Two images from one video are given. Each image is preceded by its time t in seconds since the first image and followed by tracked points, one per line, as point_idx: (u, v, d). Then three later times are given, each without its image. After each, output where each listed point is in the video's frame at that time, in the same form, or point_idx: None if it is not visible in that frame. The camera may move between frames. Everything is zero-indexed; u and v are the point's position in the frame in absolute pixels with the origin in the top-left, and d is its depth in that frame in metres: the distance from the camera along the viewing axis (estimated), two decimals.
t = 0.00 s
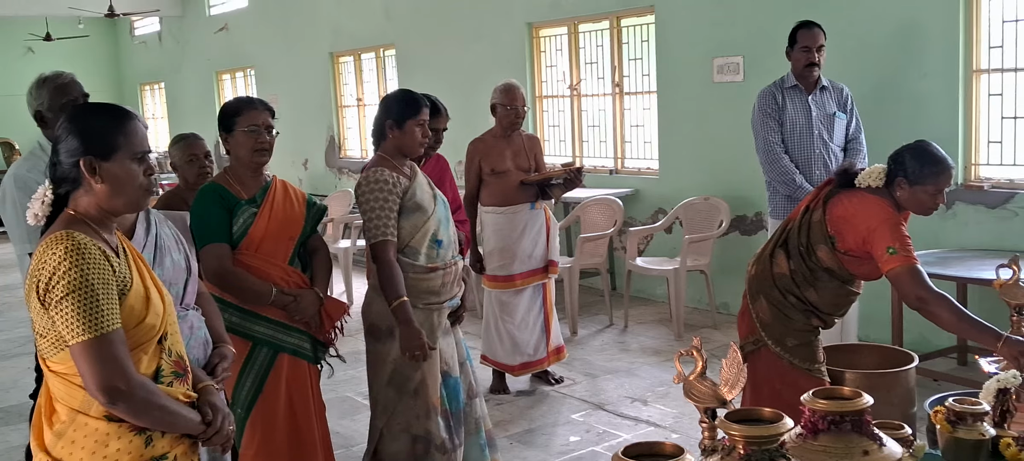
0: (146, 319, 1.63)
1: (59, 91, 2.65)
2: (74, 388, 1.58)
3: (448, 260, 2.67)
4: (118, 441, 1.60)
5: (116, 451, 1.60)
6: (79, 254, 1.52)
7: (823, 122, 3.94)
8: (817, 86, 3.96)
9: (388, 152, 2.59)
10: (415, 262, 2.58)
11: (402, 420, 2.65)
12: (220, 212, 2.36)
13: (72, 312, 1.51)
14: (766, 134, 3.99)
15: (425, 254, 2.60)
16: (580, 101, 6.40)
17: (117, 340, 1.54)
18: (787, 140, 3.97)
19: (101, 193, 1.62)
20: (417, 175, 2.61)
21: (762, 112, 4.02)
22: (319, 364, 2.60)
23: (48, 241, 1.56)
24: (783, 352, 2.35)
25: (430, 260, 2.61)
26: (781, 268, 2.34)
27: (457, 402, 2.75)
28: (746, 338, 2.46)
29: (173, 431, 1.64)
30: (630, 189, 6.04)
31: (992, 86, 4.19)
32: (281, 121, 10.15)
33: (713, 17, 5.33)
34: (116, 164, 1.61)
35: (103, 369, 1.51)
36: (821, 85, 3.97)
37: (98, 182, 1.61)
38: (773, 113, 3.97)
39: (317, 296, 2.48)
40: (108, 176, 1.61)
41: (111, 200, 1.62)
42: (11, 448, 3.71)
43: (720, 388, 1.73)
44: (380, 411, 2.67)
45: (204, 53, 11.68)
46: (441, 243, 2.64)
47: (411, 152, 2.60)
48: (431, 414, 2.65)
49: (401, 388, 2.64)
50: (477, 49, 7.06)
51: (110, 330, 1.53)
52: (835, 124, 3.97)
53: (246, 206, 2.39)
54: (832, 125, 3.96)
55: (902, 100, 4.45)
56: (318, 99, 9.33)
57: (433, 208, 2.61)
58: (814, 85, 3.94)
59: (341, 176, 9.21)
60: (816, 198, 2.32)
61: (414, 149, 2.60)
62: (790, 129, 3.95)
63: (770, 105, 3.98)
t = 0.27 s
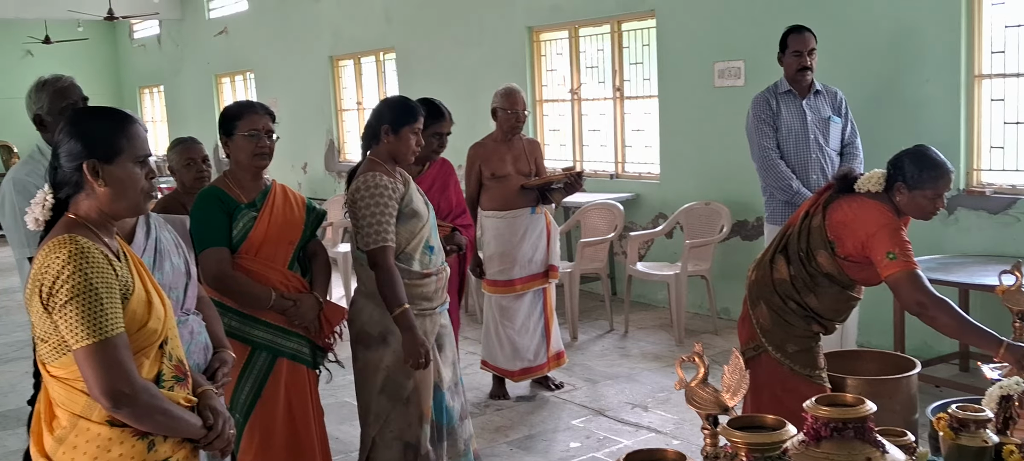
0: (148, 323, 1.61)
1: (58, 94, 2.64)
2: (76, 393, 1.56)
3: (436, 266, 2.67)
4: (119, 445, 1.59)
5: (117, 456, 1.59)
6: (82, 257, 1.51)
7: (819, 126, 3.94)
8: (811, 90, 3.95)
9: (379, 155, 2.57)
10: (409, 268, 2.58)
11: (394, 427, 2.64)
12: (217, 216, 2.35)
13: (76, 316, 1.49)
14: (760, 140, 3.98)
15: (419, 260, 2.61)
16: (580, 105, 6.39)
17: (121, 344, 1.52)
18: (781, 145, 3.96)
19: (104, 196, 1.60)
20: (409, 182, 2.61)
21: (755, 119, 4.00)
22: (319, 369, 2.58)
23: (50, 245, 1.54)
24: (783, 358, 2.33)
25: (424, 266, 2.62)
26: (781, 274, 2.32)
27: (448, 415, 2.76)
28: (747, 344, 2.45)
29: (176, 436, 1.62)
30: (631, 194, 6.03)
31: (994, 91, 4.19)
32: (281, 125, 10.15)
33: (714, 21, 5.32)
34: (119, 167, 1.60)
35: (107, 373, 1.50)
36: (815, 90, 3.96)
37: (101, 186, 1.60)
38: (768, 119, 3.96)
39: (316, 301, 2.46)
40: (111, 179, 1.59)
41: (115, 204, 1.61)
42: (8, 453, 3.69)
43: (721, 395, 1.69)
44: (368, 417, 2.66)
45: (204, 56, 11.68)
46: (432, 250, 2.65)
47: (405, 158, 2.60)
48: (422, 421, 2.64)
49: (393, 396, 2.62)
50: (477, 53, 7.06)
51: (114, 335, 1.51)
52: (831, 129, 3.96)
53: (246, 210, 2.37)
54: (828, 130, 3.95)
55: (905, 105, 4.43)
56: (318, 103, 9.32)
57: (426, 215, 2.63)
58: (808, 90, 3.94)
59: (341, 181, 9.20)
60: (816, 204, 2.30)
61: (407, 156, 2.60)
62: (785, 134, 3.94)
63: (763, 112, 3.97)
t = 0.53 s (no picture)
0: (151, 325, 1.61)
1: (59, 96, 2.63)
2: (78, 396, 1.56)
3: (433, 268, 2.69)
4: (122, 448, 1.58)
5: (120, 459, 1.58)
6: (85, 260, 1.50)
7: (814, 130, 3.93)
8: (805, 94, 3.95)
9: (380, 157, 2.55)
10: (412, 270, 2.59)
11: (398, 432, 2.66)
12: (218, 219, 2.34)
13: (79, 319, 1.48)
14: (755, 144, 3.98)
15: (420, 263, 2.63)
16: (581, 109, 6.39)
17: (124, 346, 1.52)
18: (777, 149, 3.96)
19: (106, 198, 1.60)
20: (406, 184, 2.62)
21: (750, 125, 4.00)
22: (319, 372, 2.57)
23: (53, 247, 1.54)
24: (785, 363, 2.32)
25: (427, 269, 2.64)
26: (783, 279, 2.32)
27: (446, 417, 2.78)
28: (748, 349, 2.43)
29: (179, 439, 1.62)
30: (632, 198, 6.03)
31: (996, 96, 4.18)
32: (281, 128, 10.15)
33: (715, 26, 5.32)
34: (121, 169, 1.59)
35: (111, 376, 1.49)
36: (810, 93, 3.96)
37: (104, 188, 1.59)
38: (764, 123, 3.96)
39: (317, 304, 2.46)
40: (113, 181, 1.59)
41: (117, 205, 1.61)
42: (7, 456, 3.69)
43: (724, 400, 1.68)
44: (372, 420, 2.67)
45: (204, 59, 11.68)
46: (429, 251, 2.68)
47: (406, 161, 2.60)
48: (430, 424, 2.67)
49: (399, 401, 2.64)
50: (478, 57, 7.06)
51: (117, 337, 1.51)
52: (827, 132, 3.95)
53: (246, 213, 2.36)
54: (823, 133, 3.94)
55: (906, 110, 4.43)
56: (319, 106, 9.32)
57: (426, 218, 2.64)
58: (803, 93, 3.94)
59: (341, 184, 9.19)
60: (818, 209, 2.29)
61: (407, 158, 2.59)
62: (781, 137, 3.94)
63: (757, 117, 3.97)
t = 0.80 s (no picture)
0: (155, 324, 1.61)
1: (56, 96, 2.62)
2: (81, 395, 1.55)
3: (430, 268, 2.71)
4: (125, 447, 1.58)
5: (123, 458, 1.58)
6: (89, 259, 1.50)
7: (810, 134, 3.93)
8: (801, 98, 3.96)
9: (382, 158, 2.56)
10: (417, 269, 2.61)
11: (405, 434, 2.66)
12: (219, 221, 2.34)
13: (83, 319, 1.48)
14: (751, 149, 3.98)
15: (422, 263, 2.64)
16: (582, 112, 6.40)
17: (128, 345, 1.52)
18: (773, 153, 3.95)
19: (107, 198, 1.60)
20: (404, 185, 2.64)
21: (746, 129, 4.00)
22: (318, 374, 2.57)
23: (56, 248, 1.54)
24: (787, 366, 2.32)
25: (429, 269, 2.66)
26: (786, 282, 2.32)
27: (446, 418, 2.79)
28: (750, 353, 2.43)
29: (182, 438, 1.62)
30: (632, 201, 6.03)
31: (997, 100, 4.19)
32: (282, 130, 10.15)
33: (716, 29, 5.33)
34: (121, 169, 1.59)
35: (115, 375, 1.50)
36: (805, 97, 3.97)
37: (104, 189, 1.59)
38: (760, 127, 3.96)
39: (317, 305, 2.46)
40: (113, 181, 1.59)
41: (118, 206, 1.61)
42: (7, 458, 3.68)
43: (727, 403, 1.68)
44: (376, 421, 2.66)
45: (205, 61, 11.69)
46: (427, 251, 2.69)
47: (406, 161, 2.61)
48: (436, 423, 2.68)
49: (402, 399, 2.64)
50: (480, 59, 7.06)
51: (121, 337, 1.51)
52: (822, 135, 3.96)
53: (247, 214, 2.36)
54: (819, 137, 3.95)
55: (907, 114, 4.43)
56: (320, 108, 9.33)
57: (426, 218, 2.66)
58: (797, 97, 3.94)
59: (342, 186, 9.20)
60: (820, 212, 2.30)
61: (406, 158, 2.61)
62: (777, 141, 3.93)
63: (753, 120, 3.97)
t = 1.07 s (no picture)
0: (155, 325, 1.60)
1: (51, 94, 2.61)
2: (82, 395, 1.55)
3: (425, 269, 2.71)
4: (127, 447, 1.57)
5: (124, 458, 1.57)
6: (90, 259, 1.50)
7: (809, 137, 3.93)
8: (800, 101, 3.95)
9: (377, 159, 2.57)
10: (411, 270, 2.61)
11: (398, 432, 2.67)
12: (216, 222, 2.33)
13: (83, 319, 1.48)
14: (750, 152, 3.97)
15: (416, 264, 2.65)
16: (583, 114, 6.40)
17: (130, 345, 1.52)
18: (773, 155, 3.95)
19: (106, 199, 1.59)
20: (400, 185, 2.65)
21: (745, 131, 3.99)
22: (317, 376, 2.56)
23: (56, 248, 1.53)
24: (788, 369, 2.32)
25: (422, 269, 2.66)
26: (786, 285, 2.31)
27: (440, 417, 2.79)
28: (751, 355, 2.42)
29: (183, 438, 1.61)
30: (633, 203, 6.02)
31: (998, 103, 4.18)
32: (283, 132, 10.15)
33: (718, 31, 5.33)
34: (120, 170, 1.58)
35: (116, 375, 1.49)
36: (805, 99, 3.97)
37: (103, 190, 1.59)
38: (758, 129, 3.95)
39: (316, 306, 2.46)
40: (112, 182, 1.58)
41: (117, 206, 1.60)
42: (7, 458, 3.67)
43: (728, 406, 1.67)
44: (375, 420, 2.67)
45: (206, 62, 11.70)
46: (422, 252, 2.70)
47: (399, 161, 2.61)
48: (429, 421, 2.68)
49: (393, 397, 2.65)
50: (481, 61, 7.06)
51: (122, 337, 1.50)
52: (822, 138, 3.96)
53: (245, 215, 2.35)
54: (819, 139, 3.95)
55: (909, 117, 4.43)
56: (320, 109, 9.33)
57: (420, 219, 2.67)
58: (797, 100, 3.94)
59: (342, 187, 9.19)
60: (821, 215, 2.29)
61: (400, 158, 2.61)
62: (777, 144, 3.93)
63: (752, 123, 3.96)
